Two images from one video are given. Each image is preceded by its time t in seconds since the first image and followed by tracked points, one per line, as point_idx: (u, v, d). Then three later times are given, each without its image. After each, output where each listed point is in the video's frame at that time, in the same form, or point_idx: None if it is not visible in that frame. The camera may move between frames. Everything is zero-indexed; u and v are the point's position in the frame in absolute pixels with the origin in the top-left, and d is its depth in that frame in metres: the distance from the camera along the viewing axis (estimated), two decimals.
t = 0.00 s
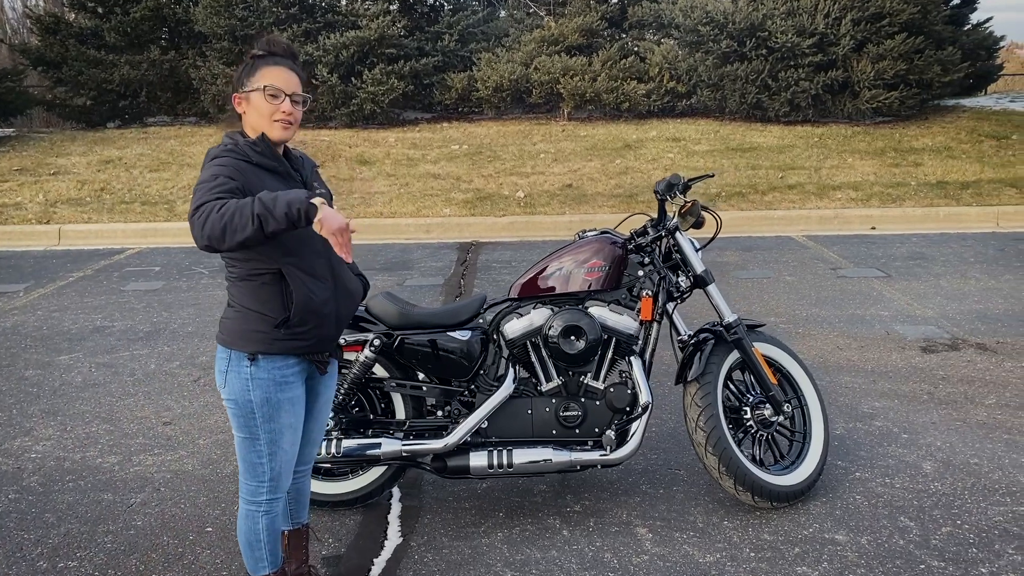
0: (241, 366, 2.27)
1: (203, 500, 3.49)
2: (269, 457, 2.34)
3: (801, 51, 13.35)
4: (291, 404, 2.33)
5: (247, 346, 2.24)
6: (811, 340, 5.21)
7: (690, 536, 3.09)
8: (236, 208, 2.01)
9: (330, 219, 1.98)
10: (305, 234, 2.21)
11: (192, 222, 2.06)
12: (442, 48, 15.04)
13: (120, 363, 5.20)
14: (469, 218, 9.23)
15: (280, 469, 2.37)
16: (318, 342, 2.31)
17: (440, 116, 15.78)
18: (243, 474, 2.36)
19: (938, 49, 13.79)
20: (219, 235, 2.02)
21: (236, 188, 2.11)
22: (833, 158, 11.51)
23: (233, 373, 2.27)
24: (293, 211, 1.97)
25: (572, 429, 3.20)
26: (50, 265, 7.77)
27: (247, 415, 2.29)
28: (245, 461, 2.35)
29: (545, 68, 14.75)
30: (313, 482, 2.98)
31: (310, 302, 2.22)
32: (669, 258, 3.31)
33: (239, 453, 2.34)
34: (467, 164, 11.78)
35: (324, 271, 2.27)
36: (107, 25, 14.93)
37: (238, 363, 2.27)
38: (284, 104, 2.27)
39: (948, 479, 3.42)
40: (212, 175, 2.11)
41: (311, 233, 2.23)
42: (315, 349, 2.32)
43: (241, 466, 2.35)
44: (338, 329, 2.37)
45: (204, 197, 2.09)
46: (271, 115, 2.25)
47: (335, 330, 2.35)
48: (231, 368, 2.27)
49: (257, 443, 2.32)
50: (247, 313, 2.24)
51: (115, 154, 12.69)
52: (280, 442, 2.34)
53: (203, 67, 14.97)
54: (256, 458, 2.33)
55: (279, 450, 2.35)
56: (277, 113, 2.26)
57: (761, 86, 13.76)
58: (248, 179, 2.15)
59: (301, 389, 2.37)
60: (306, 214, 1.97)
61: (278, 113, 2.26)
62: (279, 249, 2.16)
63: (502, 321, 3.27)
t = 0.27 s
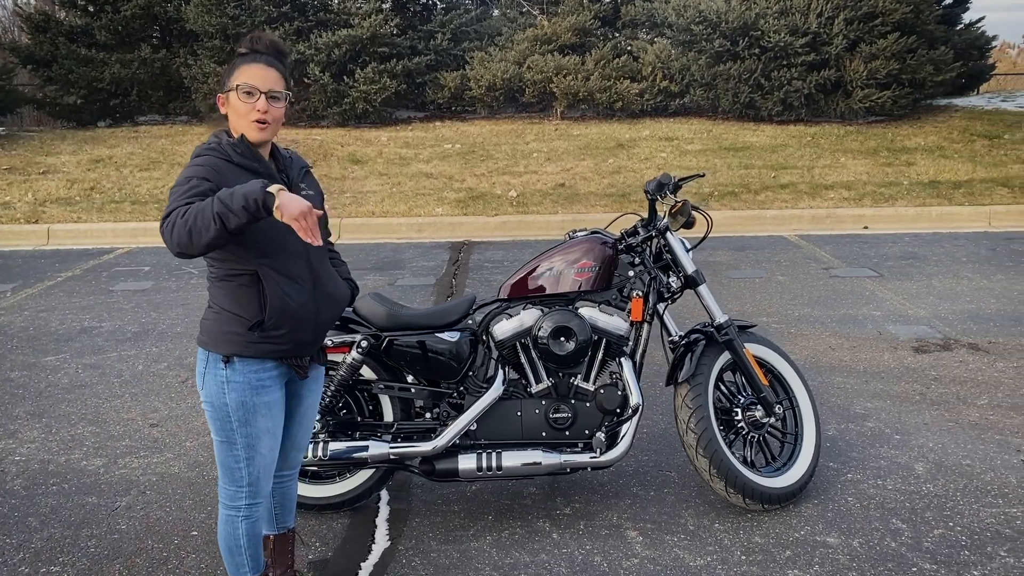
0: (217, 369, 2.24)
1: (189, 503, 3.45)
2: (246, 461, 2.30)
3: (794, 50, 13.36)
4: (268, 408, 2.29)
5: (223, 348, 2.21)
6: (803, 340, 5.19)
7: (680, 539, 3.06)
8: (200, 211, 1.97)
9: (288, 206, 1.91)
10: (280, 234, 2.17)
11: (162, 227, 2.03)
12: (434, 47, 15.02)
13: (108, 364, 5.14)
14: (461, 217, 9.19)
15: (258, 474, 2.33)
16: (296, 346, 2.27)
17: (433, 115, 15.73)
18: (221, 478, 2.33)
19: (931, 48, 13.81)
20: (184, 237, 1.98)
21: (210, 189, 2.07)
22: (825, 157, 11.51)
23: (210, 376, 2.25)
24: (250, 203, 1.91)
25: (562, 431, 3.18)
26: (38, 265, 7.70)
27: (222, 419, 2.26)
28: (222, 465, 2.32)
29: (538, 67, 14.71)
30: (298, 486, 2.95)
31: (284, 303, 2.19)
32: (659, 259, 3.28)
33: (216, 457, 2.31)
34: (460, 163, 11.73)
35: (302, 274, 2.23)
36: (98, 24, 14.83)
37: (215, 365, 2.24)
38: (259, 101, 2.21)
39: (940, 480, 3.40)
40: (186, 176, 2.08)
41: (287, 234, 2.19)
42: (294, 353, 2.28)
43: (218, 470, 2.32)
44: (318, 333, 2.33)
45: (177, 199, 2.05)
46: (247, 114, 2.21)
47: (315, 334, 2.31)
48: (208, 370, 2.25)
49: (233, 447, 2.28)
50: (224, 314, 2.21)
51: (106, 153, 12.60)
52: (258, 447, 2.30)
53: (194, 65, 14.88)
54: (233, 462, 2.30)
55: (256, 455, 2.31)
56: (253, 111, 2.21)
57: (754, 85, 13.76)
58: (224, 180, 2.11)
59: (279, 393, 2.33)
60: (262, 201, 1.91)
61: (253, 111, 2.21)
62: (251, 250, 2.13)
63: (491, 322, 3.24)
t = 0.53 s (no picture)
0: (207, 369, 2.22)
1: (181, 504, 3.43)
2: (236, 463, 2.28)
3: (788, 50, 13.37)
4: (258, 409, 2.27)
5: (212, 348, 2.19)
6: (798, 340, 5.19)
7: (675, 540, 3.05)
8: (188, 222, 1.95)
9: (264, 189, 1.92)
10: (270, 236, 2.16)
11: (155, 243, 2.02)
12: (429, 46, 15.01)
13: (100, 364, 5.11)
14: (456, 217, 9.17)
15: (248, 475, 2.30)
16: (287, 347, 2.25)
17: (428, 114, 15.70)
18: (212, 479, 2.32)
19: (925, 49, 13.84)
20: (178, 252, 1.96)
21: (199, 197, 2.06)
22: (820, 158, 11.52)
23: (199, 377, 2.23)
24: (233, 203, 1.90)
25: (557, 432, 3.16)
26: (30, 265, 7.65)
27: (213, 420, 2.24)
28: (212, 466, 2.30)
29: (533, 67, 14.69)
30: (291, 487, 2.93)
31: (275, 306, 2.17)
32: (654, 259, 3.27)
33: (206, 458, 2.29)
34: (455, 163, 11.71)
35: (293, 275, 2.22)
36: (91, 22, 14.77)
37: (205, 365, 2.23)
38: (243, 97, 2.19)
39: (935, 481, 3.40)
40: (172, 185, 2.07)
41: (276, 234, 2.18)
42: (285, 354, 2.26)
43: (209, 471, 2.30)
44: (311, 333, 2.31)
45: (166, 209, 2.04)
46: (232, 110, 2.19)
47: (307, 335, 2.29)
48: (198, 370, 2.23)
49: (223, 448, 2.26)
50: (215, 315, 2.20)
51: (99, 152, 12.54)
52: (248, 448, 2.28)
53: (188, 64, 14.82)
54: (223, 464, 2.28)
55: (247, 456, 2.28)
56: (237, 107, 2.19)
57: (749, 85, 13.77)
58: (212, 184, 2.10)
59: (270, 394, 2.31)
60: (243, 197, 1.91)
61: (238, 107, 2.19)
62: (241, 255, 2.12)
63: (486, 322, 3.23)
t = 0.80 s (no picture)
0: (200, 369, 2.21)
1: (176, 505, 3.41)
2: (230, 463, 2.26)
3: (785, 51, 13.39)
4: (252, 409, 2.25)
5: (206, 348, 2.18)
6: (795, 341, 5.19)
7: (672, 541, 3.04)
8: (197, 236, 1.95)
9: (266, 185, 2.00)
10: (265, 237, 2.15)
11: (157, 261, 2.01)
12: (426, 46, 14.99)
13: (95, 364, 5.08)
14: (453, 217, 9.15)
15: (242, 476, 2.29)
16: (281, 347, 2.24)
17: (425, 114, 15.68)
18: (205, 480, 2.30)
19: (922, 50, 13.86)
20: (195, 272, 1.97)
21: (198, 205, 2.04)
22: (817, 158, 11.54)
23: (193, 377, 2.22)
24: (250, 211, 1.96)
25: (554, 432, 3.16)
26: (25, 264, 7.62)
27: (206, 420, 2.23)
28: (205, 467, 2.28)
29: (530, 67, 14.68)
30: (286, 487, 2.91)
31: (273, 308, 2.17)
32: (652, 259, 3.26)
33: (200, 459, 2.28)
34: (452, 163, 11.69)
35: (288, 275, 2.22)
36: (87, 21, 14.72)
37: (198, 365, 2.21)
38: (234, 96, 2.18)
39: (932, 483, 3.40)
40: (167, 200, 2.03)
41: (271, 235, 2.18)
42: (280, 354, 2.25)
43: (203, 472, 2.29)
44: (305, 335, 2.31)
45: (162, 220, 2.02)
46: (224, 110, 2.18)
47: (302, 336, 2.29)
48: (191, 371, 2.22)
49: (216, 449, 2.25)
50: (209, 315, 2.18)
51: (94, 151, 12.49)
52: (241, 449, 2.26)
53: (184, 62, 14.77)
54: (216, 465, 2.26)
55: (240, 457, 2.27)
56: (228, 107, 2.18)
57: (746, 86, 13.78)
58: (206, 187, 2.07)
59: (264, 395, 2.29)
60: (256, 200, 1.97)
61: (229, 106, 2.18)
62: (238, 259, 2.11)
63: (483, 322, 3.22)
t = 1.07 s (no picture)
0: (200, 368, 2.20)
1: (174, 505, 3.40)
2: (229, 463, 2.26)
3: (783, 52, 13.41)
4: (251, 409, 2.25)
5: (205, 347, 2.17)
6: (793, 342, 5.20)
7: (671, 542, 3.05)
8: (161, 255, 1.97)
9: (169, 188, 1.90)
10: (261, 238, 2.14)
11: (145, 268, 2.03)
12: (425, 46, 15.00)
13: (92, 363, 5.07)
14: (451, 217, 9.15)
15: (241, 476, 2.29)
16: (282, 347, 2.24)
17: (423, 114, 15.67)
18: (204, 480, 2.30)
19: (920, 52, 13.90)
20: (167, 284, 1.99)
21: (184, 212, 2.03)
22: (815, 160, 11.56)
23: (192, 377, 2.21)
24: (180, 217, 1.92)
25: (553, 433, 3.15)
26: (22, 263, 7.60)
27: (205, 419, 2.22)
28: (205, 466, 2.28)
29: (528, 67, 14.70)
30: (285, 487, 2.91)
31: (268, 309, 2.16)
32: (651, 259, 3.26)
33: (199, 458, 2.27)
34: (450, 163, 11.69)
35: (287, 275, 2.20)
36: (84, 20, 14.70)
37: (197, 365, 2.21)
38: (238, 97, 2.18)
39: (930, 484, 3.41)
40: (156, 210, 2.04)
41: (269, 234, 2.15)
42: (279, 354, 2.24)
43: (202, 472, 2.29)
44: (306, 333, 2.30)
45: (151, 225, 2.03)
46: (227, 110, 2.18)
47: (301, 336, 2.28)
48: (191, 370, 2.21)
49: (215, 449, 2.24)
50: (208, 314, 2.18)
51: (91, 150, 12.47)
52: (241, 448, 2.26)
53: (182, 61, 14.75)
54: (215, 464, 2.26)
55: (240, 456, 2.26)
56: (232, 107, 2.18)
57: (744, 87, 13.80)
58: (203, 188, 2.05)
59: (264, 394, 2.29)
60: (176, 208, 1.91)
61: (233, 106, 2.18)
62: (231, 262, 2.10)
63: (482, 322, 3.22)
